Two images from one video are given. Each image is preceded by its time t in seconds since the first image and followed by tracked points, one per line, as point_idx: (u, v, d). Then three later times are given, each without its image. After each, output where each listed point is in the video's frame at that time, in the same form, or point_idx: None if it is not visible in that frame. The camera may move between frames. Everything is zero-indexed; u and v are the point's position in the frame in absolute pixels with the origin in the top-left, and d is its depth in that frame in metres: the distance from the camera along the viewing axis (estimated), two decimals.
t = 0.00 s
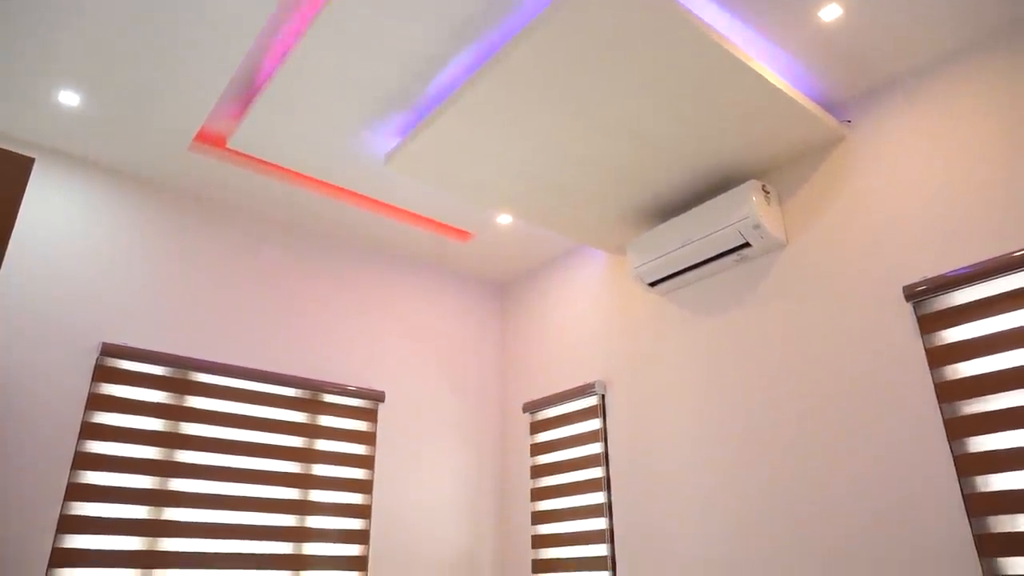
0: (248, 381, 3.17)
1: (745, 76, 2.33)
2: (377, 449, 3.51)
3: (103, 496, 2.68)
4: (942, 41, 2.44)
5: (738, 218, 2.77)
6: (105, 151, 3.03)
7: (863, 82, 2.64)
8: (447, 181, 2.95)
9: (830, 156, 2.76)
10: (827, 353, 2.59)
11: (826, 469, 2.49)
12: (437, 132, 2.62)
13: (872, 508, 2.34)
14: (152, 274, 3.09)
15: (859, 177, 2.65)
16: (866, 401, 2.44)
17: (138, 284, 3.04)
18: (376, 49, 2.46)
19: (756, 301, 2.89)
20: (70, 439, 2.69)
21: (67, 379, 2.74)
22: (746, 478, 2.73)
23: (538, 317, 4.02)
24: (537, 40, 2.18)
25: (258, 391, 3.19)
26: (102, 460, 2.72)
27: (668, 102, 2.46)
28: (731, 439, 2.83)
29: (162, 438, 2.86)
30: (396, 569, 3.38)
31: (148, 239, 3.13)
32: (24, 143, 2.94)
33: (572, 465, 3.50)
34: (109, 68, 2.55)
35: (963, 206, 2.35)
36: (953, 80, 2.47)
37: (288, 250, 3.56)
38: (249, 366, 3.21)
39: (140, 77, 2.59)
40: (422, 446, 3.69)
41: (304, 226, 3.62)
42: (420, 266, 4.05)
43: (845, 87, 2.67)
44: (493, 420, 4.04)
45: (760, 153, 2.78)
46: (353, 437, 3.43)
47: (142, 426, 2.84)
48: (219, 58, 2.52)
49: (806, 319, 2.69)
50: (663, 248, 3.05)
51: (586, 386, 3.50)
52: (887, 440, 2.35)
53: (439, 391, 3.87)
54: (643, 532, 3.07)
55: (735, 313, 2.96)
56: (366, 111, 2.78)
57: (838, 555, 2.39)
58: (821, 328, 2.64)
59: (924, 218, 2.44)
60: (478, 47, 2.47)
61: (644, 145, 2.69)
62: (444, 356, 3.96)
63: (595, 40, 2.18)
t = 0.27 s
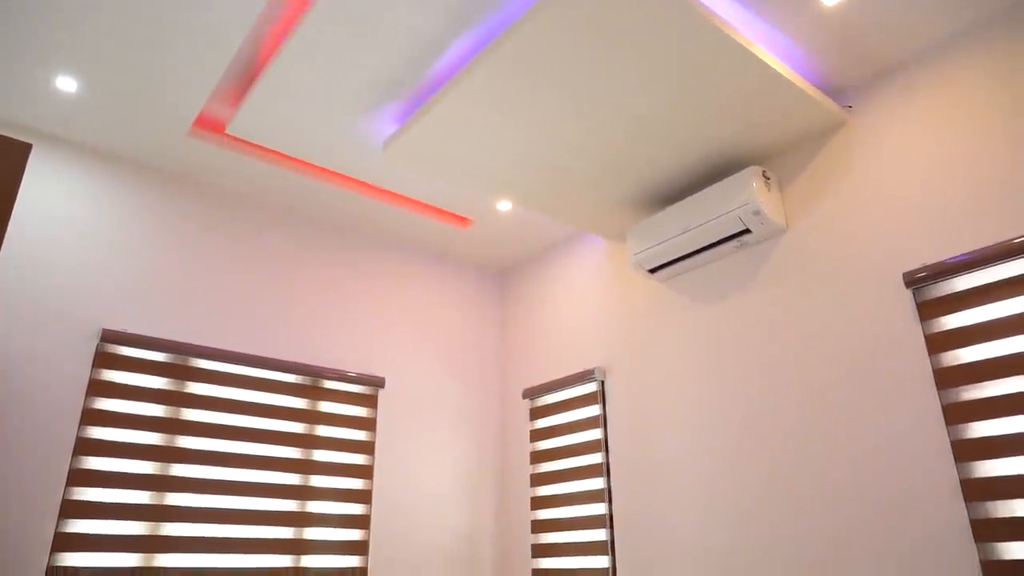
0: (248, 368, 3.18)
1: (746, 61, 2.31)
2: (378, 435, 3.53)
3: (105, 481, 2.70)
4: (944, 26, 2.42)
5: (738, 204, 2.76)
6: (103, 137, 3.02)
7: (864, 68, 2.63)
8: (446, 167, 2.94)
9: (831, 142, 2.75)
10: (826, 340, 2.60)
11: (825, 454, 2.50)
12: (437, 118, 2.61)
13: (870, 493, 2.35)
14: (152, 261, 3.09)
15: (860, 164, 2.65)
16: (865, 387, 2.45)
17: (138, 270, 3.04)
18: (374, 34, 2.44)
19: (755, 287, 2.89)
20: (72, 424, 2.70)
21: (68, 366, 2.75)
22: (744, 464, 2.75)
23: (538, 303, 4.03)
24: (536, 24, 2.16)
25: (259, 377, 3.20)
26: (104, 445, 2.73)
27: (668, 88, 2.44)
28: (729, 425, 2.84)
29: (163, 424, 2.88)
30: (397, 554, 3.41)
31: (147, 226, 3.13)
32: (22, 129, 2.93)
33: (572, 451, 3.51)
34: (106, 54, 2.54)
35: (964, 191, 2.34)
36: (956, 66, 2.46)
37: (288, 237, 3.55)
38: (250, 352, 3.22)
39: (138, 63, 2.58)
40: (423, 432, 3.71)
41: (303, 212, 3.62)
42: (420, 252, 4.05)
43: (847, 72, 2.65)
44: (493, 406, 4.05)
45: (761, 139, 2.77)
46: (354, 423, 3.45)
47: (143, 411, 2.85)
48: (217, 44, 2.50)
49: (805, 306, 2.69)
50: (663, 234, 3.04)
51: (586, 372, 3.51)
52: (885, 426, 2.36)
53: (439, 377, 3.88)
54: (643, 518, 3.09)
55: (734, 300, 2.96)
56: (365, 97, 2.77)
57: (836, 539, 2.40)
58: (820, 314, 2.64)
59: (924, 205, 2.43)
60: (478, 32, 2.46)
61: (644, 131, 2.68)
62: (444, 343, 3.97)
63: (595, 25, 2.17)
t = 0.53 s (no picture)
0: (249, 354, 3.18)
1: (748, 46, 2.30)
2: (379, 422, 3.54)
3: (107, 467, 2.71)
4: (949, 11, 2.40)
5: (739, 191, 2.75)
6: (102, 123, 3.00)
7: (868, 53, 2.61)
8: (447, 153, 2.93)
9: (833, 128, 2.74)
10: (827, 327, 2.60)
11: (825, 441, 2.51)
12: (437, 104, 2.60)
13: (869, 479, 2.36)
14: (152, 248, 3.08)
15: (862, 150, 2.63)
16: (865, 374, 2.45)
17: (138, 257, 3.04)
18: (374, 19, 2.42)
19: (756, 274, 2.89)
20: (74, 411, 2.71)
21: (69, 353, 2.76)
22: (744, 450, 2.76)
23: (539, 290, 4.02)
24: (537, 9, 2.14)
25: (260, 363, 3.21)
26: (106, 431, 2.74)
27: (670, 73, 2.43)
28: (730, 411, 2.84)
29: (164, 410, 2.88)
30: (398, 539, 3.43)
31: (147, 212, 3.12)
32: (21, 115, 2.92)
33: (572, 437, 3.53)
34: (105, 40, 2.52)
35: (966, 178, 2.33)
36: (960, 51, 2.44)
37: (288, 223, 3.55)
38: (251, 339, 3.22)
39: (137, 49, 2.56)
40: (424, 418, 3.72)
41: (303, 198, 3.61)
42: (421, 239, 4.04)
43: (850, 58, 2.63)
44: (494, 392, 4.07)
45: (763, 125, 2.76)
46: (355, 410, 3.46)
47: (144, 398, 2.86)
48: (216, 30, 2.48)
49: (806, 293, 2.69)
50: (664, 221, 3.03)
51: (587, 359, 3.51)
52: (886, 412, 2.37)
53: (439, 363, 3.88)
54: (643, 503, 3.10)
55: (735, 286, 2.96)
56: (365, 83, 2.75)
57: (835, 524, 2.42)
58: (821, 301, 2.64)
59: (926, 191, 2.42)
60: (478, 16, 2.44)
61: (646, 117, 2.66)
62: (445, 329, 3.97)
63: (596, 11, 2.15)
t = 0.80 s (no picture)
0: (250, 340, 3.18)
1: (750, 31, 2.28)
2: (380, 408, 3.56)
3: (110, 453, 2.72)
4: None
5: (740, 177, 2.75)
6: (101, 109, 2.99)
7: (872, 38, 2.59)
8: (447, 139, 2.92)
9: (835, 114, 2.73)
10: (827, 313, 2.60)
11: (824, 427, 2.52)
12: (437, 90, 2.58)
13: (869, 464, 2.38)
14: (152, 235, 3.08)
15: (864, 136, 2.62)
16: (865, 361, 2.45)
17: (139, 244, 3.03)
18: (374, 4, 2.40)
19: (757, 261, 2.89)
20: (76, 398, 2.72)
21: (71, 340, 2.76)
22: (744, 436, 2.77)
23: (539, 276, 4.02)
24: None
25: (262, 349, 3.22)
26: (108, 417, 2.75)
27: (672, 59, 2.41)
28: (730, 397, 2.85)
29: (166, 397, 2.89)
30: (399, 524, 3.45)
31: (147, 199, 3.12)
32: (19, 101, 2.90)
33: (573, 423, 3.54)
34: (103, 26, 2.50)
35: (968, 164, 2.32)
36: (964, 37, 2.42)
37: (288, 210, 3.54)
38: (251, 326, 3.22)
39: (135, 35, 2.54)
40: (424, 405, 3.74)
41: (304, 184, 3.60)
42: (421, 225, 4.03)
43: (853, 43, 2.61)
44: (494, 379, 4.08)
45: (765, 111, 2.75)
46: (356, 396, 3.47)
47: (146, 384, 2.87)
48: (215, 16, 2.46)
49: (807, 279, 2.69)
50: (666, 207, 3.03)
51: (587, 346, 3.52)
52: (886, 399, 2.38)
53: (440, 350, 3.89)
54: (642, 489, 3.12)
55: (736, 273, 2.96)
56: (365, 68, 2.74)
57: (833, 509, 2.43)
58: (821, 288, 2.64)
59: (928, 178, 2.42)
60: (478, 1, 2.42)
61: (647, 102, 2.65)
62: (445, 316, 3.97)
63: None
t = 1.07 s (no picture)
0: (252, 327, 3.19)
1: (753, 16, 2.26)
2: (381, 394, 3.57)
3: (113, 439, 2.74)
4: None
5: (742, 163, 2.74)
6: (100, 96, 2.97)
7: (875, 23, 2.57)
8: (448, 125, 2.91)
9: (838, 100, 2.71)
10: (828, 299, 2.60)
11: (824, 413, 2.53)
12: (438, 76, 2.57)
13: (868, 450, 2.39)
14: (153, 222, 3.08)
15: (867, 122, 2.61)
16: (865, 347, 2.46)
17: (140, 231, 3.03)
18: None
19: (758, 247, 2.89)
20: (79, 384, 2.73)
21: (72, 326, 2.77)
22: (744, 421, 2.78)
23: (541, 262, 4.02)
24: None
25: (263, 336, 3.22)
26: (111, 403, 2.77)
27: (674, 44, 2.40)
28: (730, 383, 2.86)
29: (168, 383, 2.90)
30: (401, 509, 3.48)
31: (148, 186, 3.11)
32: (18, 87, 2.89)
33: (573, 409, 3.56)
34: (101, 11, 2.48)
35: (970, 151, 2.32)
36: (969, 22, 2.40)
37: (289, 196, 3.53)
38: (253, 312, 3.23)
39: (132, 21, 2.53)
40: (425, 391, 3.75)
41: (304, 171, 3.59)
42: (422, 211, 4.03)
43: (857, 28, 2.59)
44: (495, 365, 4.09)
45: (767, 96, 2.73)
46: (357, 382, 3.48)
47: (148, 370, 2.88)
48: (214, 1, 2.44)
49: (807, 266, 2.69)
50: (667, 194, 3.02)
51: (588, 332, 3.52)
52: (886, 385, 2.38)
53: (440, 336, 3.90)
54: (643, 474, 3.14)
55: (737, 259, 2.96)
56: (365, 54, 2.72)
57: (832, 494, 2.45)
58: (822, 274, 2.64)
59: (930, 164, 2.41)
60: None
61: (649, 88, 2.64)
62: (446, 302, 3.98)
63: None
